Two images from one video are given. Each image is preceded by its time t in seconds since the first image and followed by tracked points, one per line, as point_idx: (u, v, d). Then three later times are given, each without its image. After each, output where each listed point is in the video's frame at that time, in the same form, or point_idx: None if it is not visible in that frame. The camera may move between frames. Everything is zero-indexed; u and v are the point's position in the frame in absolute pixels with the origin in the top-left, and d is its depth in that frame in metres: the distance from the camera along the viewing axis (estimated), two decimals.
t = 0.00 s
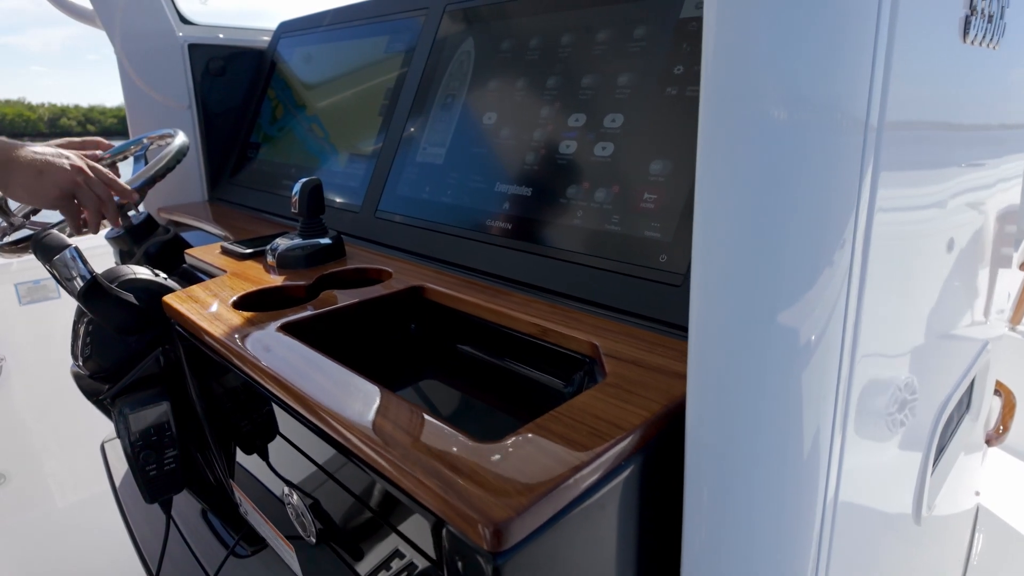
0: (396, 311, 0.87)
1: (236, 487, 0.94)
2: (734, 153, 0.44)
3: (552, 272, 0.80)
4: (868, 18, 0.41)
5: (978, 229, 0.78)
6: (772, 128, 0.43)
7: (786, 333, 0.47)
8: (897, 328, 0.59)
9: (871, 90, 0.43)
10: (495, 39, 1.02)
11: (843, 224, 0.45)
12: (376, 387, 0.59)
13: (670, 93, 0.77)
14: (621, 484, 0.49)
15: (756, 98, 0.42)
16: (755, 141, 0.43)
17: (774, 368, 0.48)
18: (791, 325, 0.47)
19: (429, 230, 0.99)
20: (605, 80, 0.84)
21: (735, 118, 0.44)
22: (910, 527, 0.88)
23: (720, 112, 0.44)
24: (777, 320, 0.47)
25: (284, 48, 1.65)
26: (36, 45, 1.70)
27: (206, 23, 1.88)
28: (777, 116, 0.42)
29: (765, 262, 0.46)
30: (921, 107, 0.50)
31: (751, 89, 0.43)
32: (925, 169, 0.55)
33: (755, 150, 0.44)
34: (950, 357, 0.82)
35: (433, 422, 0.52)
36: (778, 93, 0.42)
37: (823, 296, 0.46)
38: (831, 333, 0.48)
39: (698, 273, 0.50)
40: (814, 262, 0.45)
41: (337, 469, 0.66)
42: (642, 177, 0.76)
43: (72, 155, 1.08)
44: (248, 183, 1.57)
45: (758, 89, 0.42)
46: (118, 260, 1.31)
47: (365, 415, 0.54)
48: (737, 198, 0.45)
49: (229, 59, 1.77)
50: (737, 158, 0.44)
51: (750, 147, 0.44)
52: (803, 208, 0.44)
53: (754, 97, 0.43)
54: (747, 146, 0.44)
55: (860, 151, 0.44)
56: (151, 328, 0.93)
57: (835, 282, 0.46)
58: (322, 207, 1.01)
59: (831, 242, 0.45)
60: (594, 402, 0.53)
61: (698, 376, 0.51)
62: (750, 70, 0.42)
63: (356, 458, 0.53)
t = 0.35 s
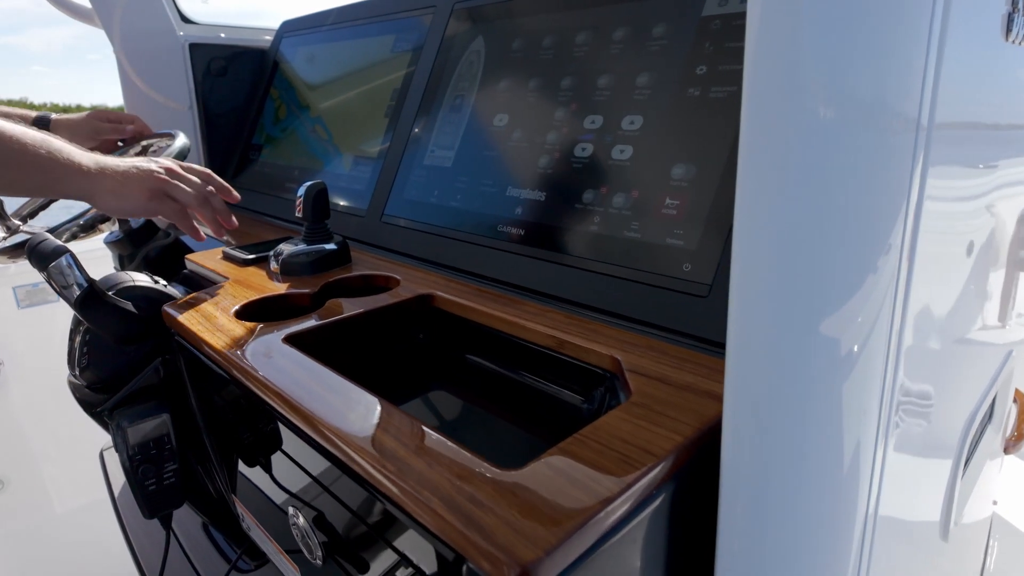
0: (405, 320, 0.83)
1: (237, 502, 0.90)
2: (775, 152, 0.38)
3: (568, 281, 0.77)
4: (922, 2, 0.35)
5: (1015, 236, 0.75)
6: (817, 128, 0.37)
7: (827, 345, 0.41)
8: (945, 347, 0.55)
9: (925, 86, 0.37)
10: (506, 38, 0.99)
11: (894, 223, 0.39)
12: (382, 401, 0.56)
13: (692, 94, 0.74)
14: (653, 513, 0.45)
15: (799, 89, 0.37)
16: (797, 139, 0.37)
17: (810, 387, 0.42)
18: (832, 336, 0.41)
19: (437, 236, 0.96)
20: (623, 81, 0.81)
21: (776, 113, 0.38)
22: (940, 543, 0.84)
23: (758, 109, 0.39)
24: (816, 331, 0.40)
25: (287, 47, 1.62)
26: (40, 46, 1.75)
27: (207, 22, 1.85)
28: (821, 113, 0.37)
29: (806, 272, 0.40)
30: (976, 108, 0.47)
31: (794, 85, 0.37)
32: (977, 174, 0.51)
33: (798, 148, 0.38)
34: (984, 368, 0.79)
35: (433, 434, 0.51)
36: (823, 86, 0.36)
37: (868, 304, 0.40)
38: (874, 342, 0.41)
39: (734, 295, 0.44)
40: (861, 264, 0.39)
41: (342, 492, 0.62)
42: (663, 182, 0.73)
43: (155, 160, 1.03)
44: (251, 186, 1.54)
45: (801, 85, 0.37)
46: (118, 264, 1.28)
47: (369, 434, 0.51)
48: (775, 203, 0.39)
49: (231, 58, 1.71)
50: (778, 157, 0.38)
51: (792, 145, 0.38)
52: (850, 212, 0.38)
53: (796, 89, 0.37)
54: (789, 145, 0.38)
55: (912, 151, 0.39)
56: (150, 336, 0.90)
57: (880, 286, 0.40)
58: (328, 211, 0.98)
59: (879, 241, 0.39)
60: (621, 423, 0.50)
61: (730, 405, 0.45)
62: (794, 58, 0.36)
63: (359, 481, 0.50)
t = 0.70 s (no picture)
0: (416, 328, 0.80)
1: (240, 514, 0.87)
2: (818, 153, 0.34)
3: (585, 290, 0.73)
4: None
5: None
6: (867, 129, 0.32)
7: (872, 356, 0.36)
8: (993, 361, 0.51)
9: (989, 69, 0.32)
10: (518, 34, 0.95)
11: (952, 223, 0.33)
12: (384, 415, 0.54)
13: (717, 91, 0.70)
14: (685, 544, 0.42)
15: (846, 83, 0.32)
16: (843, 138, 0.33)
17: (850, 405, 0.37)
18: (877, 345, 0.35)
19: (447, 239, 0.93)
20: (642, 78, 0.77)
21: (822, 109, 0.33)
22: (973, 562, 0.81)
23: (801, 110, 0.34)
24: (859, 343, 0.35)
25: (292, 45, 1.58)
26: (46, 44, 1.68)
27: (210, 19, 1.81)
28: (872, 112, 0.32)
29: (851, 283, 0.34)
30: None
31: (840, 81, 0.32)
32: None
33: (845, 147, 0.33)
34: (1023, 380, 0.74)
35: (433, 447, 0.49)
36: (874, 77, 0.32)
37: (919, 311, 0.35)
38: (925, 353, 0.36)
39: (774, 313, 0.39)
40: (913, 264, 0.34)
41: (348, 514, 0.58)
42: (687, 184, 0.69)
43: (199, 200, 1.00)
44: (255, 187, 1.51)
45: (849, 78, 0.32)
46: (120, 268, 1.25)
47: (370, 451, 0.48)
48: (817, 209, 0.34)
49: (236, 59, 1.71)
50: (821, 158, 0.34)
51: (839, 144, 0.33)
52: (904, 216, 0.33)
53: (843, 83, 0.32)
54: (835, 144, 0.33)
55: (968, 156, 0.33)
56: (151, 343, 0.88)
57: (931, 292, 0.34)
58: (333, 214, 0.94)
59: (933, 240, 0.33)
60: (648, 446, 0.47)
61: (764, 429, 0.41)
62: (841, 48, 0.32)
63: (358, 500, 0.48)
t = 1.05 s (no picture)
0: (433, 330, 0.78)
1: (252, 518, 0.85)
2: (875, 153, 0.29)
3: (609, 292, 0.71)
4: None
5: None
6: (926, 130, 0.28)
7: (927, 371, 0.31)
8: None
9: None
10: (539, 29, 0.93)
11: (1017, 219, 0.30)
12: (396, 417, 0.52)
13: (749, 86, 0.67)
14: (723, 566, 0.39)
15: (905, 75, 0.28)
16: (901, 137, 0.29)
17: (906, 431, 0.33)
18: (932, 354, 0.31)
19: (464, 239, 0.91)
20: (669, 71, 0.75)
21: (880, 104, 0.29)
22: None
23: (849, 108, 0.30)
24: (914, 361, 0.31)
25: (308, 42, 1.57)
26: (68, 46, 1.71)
27: (227, 16, 1.81)
28: (932, 110, 0.28)
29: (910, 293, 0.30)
30: None
31: (896, 75, 0.28)
32: None
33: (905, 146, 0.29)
34: None
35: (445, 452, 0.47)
36: (936, 68, 0.27)
37: (977, 316, 0.31)
38: (982, 363, 0.32)
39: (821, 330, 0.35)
40: (974, 267, 0.30)
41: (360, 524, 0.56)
42: (717, 182, 0.66)
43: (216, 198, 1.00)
44: (270, 185, 1.50)
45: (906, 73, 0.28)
46: (135, 266, 1.25)
47: (381, 457, 0.46)
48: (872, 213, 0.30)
49: (252, 54, 1.69)
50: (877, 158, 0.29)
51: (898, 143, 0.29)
52: (969, 218, 0.29)
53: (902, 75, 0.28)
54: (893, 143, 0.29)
55: None
56: (166, 343, 0.86)
57: (991, 300, 0.31)
58: (348, 213, 0.92)
59: (996, 239, 0.30)
60: (682, 460, 0.44)
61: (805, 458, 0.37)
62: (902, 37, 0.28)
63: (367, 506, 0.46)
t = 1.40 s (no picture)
0: (449, 329, 0.76)
1: (265, 518, 0.84)
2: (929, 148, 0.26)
3: (632, 292, 0.68)
4: None
5: None
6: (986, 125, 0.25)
7: (981, 383, 0.28)
8: None
9: None
10: (560, 21, 0.90)
11: None
12: (411, 416, 0.50)
13: (782, 77, 0.64)
14: None
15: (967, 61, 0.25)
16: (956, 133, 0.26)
17: (958, 448, 0.30)
18: (983, 362, 0.28)
19: (483, 235, 0.89)
20: (696, 63, 0.72)
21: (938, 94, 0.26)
22: None
23: (901, 101, 0.27)
24: (969, 373, 0.28)
25: (324, 38, 1.56)
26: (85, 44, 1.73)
27: (244, 12, 1.80)
28: (992, 105, 0.25)
29: (966, 298, 0.27)
30: None
31: (957, 60, 0.25)
32: None
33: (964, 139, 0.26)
34: None
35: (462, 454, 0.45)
36: (1000, 56, 0.25)
37: None
38: None
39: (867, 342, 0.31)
40: None
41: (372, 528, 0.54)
42: (747, 176, 0.64)
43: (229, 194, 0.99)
44: (286, 181, 1.49)
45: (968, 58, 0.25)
46: (151, 262, 1.24)
47: (396, 460, 0.44)
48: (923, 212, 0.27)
49: (268, 53, 1.71)
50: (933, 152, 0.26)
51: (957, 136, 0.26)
52: None
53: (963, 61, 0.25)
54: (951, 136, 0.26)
55: None
56: (179, 339, 0.85)
57: None
58: (364, 208, 0.91)
59: None
60: (715, 468, 0.42)
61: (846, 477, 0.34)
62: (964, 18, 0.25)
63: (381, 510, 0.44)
